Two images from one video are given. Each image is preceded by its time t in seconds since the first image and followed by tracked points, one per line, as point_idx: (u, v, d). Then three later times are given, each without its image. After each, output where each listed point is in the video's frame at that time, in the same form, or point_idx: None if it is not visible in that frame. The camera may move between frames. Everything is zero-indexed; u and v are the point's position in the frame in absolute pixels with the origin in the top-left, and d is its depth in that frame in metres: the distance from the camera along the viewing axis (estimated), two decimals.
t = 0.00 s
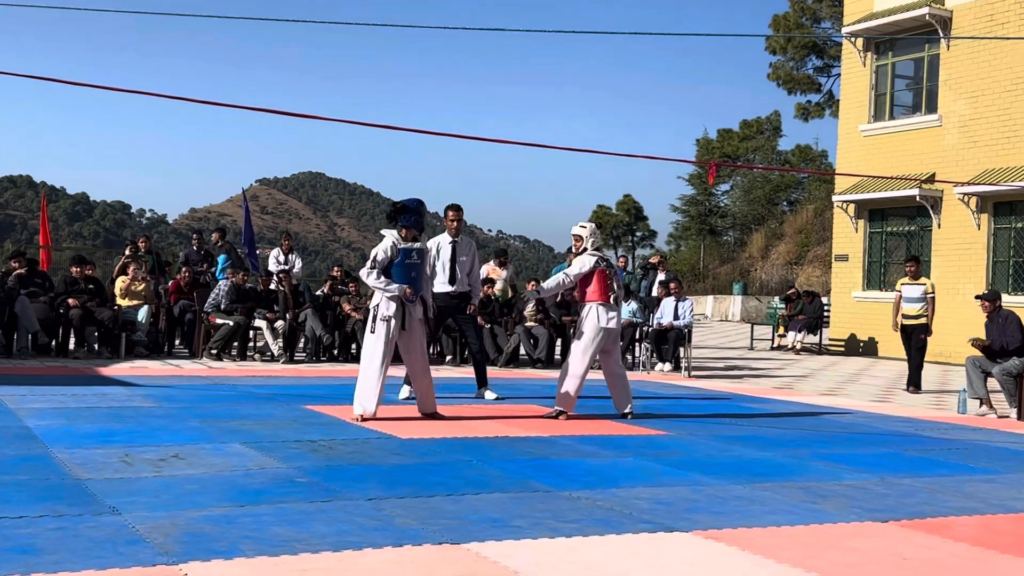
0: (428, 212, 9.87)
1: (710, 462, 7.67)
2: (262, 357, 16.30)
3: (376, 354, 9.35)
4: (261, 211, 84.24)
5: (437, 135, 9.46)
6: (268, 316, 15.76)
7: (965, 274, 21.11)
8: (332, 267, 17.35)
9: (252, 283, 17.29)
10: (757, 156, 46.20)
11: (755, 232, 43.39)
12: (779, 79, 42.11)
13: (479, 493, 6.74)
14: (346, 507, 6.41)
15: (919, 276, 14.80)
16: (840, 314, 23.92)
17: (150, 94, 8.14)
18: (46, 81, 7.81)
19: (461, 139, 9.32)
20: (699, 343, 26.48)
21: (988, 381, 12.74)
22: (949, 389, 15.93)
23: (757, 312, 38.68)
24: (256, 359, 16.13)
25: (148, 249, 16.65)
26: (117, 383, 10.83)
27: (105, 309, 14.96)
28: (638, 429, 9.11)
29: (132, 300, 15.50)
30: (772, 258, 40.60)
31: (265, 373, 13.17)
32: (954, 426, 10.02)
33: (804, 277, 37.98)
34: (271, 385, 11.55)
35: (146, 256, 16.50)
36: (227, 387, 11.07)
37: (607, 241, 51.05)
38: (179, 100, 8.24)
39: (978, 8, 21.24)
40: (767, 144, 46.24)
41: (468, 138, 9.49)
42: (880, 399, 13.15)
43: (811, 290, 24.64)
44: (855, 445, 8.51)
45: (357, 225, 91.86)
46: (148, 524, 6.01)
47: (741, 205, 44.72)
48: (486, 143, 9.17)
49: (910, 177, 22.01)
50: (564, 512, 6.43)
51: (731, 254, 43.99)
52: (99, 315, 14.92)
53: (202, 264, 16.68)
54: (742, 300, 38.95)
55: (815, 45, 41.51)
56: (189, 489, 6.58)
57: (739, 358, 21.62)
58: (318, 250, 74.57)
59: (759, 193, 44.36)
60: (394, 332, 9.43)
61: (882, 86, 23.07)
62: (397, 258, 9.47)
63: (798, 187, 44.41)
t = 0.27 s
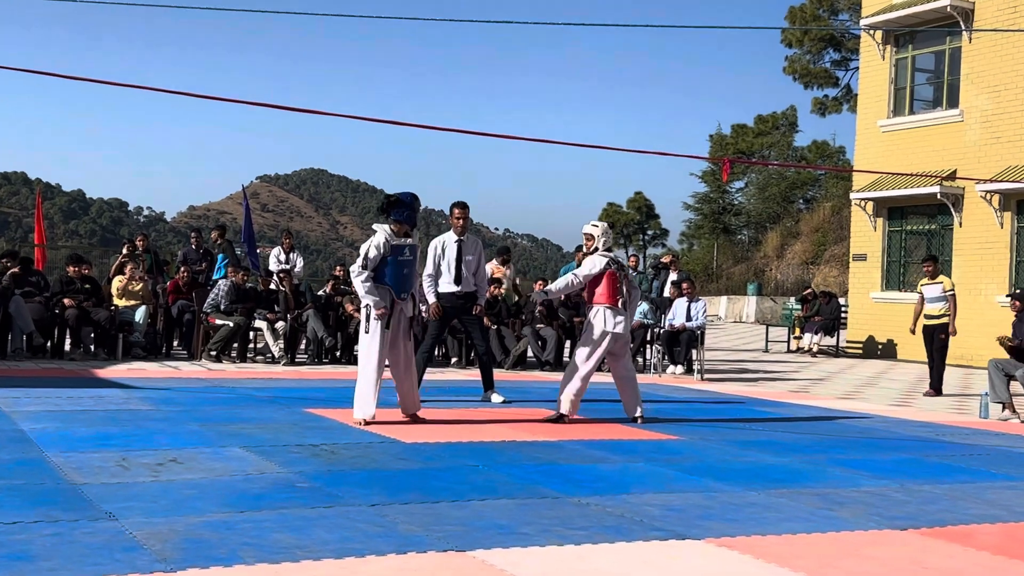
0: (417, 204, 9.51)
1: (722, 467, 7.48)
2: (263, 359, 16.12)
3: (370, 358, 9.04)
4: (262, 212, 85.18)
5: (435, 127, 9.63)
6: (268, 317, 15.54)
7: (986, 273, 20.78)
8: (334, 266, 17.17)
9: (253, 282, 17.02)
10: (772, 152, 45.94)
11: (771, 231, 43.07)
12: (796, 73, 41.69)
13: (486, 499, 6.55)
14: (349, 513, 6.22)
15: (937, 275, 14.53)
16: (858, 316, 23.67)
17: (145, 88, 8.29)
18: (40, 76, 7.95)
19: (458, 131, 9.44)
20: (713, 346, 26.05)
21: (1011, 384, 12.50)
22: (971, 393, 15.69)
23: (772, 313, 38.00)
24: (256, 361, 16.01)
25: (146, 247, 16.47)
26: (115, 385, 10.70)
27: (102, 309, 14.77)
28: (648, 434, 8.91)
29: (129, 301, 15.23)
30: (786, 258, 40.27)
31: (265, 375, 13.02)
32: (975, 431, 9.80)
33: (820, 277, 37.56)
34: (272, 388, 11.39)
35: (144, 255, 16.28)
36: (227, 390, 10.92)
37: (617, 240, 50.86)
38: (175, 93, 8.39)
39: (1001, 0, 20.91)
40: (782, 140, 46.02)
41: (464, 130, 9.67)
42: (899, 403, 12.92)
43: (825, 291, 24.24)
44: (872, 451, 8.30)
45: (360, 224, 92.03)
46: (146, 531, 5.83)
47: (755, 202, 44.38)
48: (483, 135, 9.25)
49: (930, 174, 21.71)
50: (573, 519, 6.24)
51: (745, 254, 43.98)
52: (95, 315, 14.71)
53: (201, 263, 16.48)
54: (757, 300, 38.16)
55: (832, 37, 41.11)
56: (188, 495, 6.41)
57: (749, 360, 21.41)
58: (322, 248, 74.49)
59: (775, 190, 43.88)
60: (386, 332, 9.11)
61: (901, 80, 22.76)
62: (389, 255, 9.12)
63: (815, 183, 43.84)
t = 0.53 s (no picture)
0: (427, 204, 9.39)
1: (735, 472, 7.30)
2: (263, 360, 16.01)
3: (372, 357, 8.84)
4: (261, 207, 84.73)
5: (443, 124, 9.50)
6: (269, 317, 15.35)
7: (1006, 271, 20.48)
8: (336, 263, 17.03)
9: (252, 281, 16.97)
10: (787, 147, 45.65)
11: (785, 228, 42.77)
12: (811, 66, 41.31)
13: (492, 504, 6.39)
14: (351, 518, 6.05)
15: (955, 274, 14.42)
16: (875, 315, 23.35)
17: (150, 83, 8.19)
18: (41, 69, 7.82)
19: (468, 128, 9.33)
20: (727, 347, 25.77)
21: None
22: (992, 395, 15.46)
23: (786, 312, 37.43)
24: (256, 362, 15.85)
25: (144, 246, 16.38)
26: (111, 387, 10.55)
27: (98, 309, 14.62)
28: (659, 437, 8.74)
29: (127, 300, 15.24)
30: (802, 257, 40.07)
31: (267, 376, 12.88)
32: (995, 435, 9.60)
33: (837, 276, 37.51)
34: (274, 390, 11.25)
35: (141, 253, 16.27)
36: (227, 391, 10.78)
37: (626, 238, 50.67)
38: (177, 87, 8.29)
39: None
40: (796, 135, 45.67)
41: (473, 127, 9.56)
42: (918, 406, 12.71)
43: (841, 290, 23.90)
44: (889, 455, 8.11)
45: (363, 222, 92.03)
46: (143, 536, 5.64)
47: (769, 198, 44.11)
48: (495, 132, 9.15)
49: (949, 170, 21.35)
50: (581, 525, 6.07)
51: (759, 251, 43.50)
52: (91, 315, 14.59)
53: (200, 261, 16.34)
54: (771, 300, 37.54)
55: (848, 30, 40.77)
56: (186, 499, 6.25)
57: (759, 361, 21.22)
58: (324, 246, 74.42)
59: (789, 186, 43.21)
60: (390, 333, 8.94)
61: (920, 74, 22.47)
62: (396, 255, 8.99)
63: (831, 180, 43.25)
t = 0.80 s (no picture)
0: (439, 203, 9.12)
1: (752, 476, 7.09)
2: (263, 360, 15.87)
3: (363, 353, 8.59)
4: (262, 203, 84.49)
5: (449, 116, 9.36)
6: (269, 316, 15.18)
7: None
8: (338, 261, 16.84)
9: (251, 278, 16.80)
10: (806, 142, 45.06)
11: (803, 225, 42.36)
12: (831, 57, 40.35)
13: (499, 510, 6.19)
14: (355, 524, 5.85)
15: (977, 272, 14.13)
16: (897, 314, 22.76)
17: (146, 73, 8.07)
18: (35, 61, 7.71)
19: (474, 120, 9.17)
20: (746, 348, 25.37)
21: None
22: (1015, 398, 15.15)
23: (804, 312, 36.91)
24: (256, 363, 15.67)
25: (141, 242, 16.24)
26: (107, 388, 10.38)
27: (93, 308, 14.41)
28: (670, 441, 8.54)
29: (123, 298, 15.08)
30: (822, 254, 39.73)
31: (267, 378, 12.71)
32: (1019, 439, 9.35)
33: (858, 274, 37.14)
34: (275, 391, 11.08)
35: (138, 251, 16.12)
36: (226, 393, 10.62)
37: (640, 234, 50.32)
38: (172, 78, 8.15)
39: None
40: (814, 129, 45.05)
41: (480, 120, 9.44)
42: (940, 408, 12.46)
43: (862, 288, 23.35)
44: (909, 460, 7.88)
45: (367, 218, 91.83)
46: (141, 541, 5.43)
47: (787, 193, 43.70)
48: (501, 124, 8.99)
49: (975, 164, 20.75)
50: (593, 532, 5.86)
51: (777, 247, 43.25)
52: (87, 313, 14.38)
53: (198, 258, 16.17)
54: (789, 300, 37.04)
55: (868, 18, 39.61)
56: (184, 504, 6.06)
57: (771, 361, 20.94)
58: (328, 242, 74.21)
59: (808, 182, 42.86)
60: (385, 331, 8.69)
61: (944, 65, 21.78)
62: (397, 252, 8.73)
63: (851, 175, 42.72)
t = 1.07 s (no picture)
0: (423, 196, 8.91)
1: (768, 481, 6.89)
2: (266, 359, 15.70)
3: (359, 357, 8.33)
4: (265, 198, 84.29)
5: (457, 109, 9.20)
6: (271, 314, 15.06)
7: None
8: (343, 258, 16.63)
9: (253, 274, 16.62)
10: (825, 134, 44.87)
11: (823, 220, 42.25)
12: (852, 46, 39.95)
13: (509, 514, 6.01)
14: (360, 528, 5.68)
15: (999, 269, 13.90)
16: (921, 312, 22.13)
17: (143, 65, 7.87)
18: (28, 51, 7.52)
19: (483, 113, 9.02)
20: (760, 347, 25.11)
21: None
22: None
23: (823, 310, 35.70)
24: (260, 362, 15.51)
25: (141, 239, 16.05)
26: (106, 389, 10.22)
27: (91, 306, 14.23)
28: (683, 444, 8.36)
29: (122, 296, 14.92)
30: (841, 251, 39.54)
31: (269, 378, 12.54)
32: None
33: (880, 271, 36.88)
34: (279, 392, 10.92)
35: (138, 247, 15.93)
36: (229, 394, 10.46)
37: (654, 230, 50.29)
38: (172, 71, 7.98)
39: None
40: (835, 121, 44.85)
41: (488, 112, 9.30)
42: (962, 409, 12.26)
43: (883, 287, 22.70)
44: (929, 464, 7.68)
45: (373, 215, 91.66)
46: (140, 545, 5.25)
47: (807, 188, 43.75)
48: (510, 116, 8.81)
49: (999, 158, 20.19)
50: (606, 537, 5.68)
51: (795, 244, 43.12)
52: (85, 312, 14.21)
53: (200, 255, 15.97)
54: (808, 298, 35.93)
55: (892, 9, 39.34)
56: (185, 508, 5.89)
57: (783, 361, 20.70)
58: (333, 239, 73.98)
59: (828, 176, 42.94)
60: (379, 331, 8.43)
61: (968, 55, 21.25)
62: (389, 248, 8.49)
63: (873, 169, 42.76)
